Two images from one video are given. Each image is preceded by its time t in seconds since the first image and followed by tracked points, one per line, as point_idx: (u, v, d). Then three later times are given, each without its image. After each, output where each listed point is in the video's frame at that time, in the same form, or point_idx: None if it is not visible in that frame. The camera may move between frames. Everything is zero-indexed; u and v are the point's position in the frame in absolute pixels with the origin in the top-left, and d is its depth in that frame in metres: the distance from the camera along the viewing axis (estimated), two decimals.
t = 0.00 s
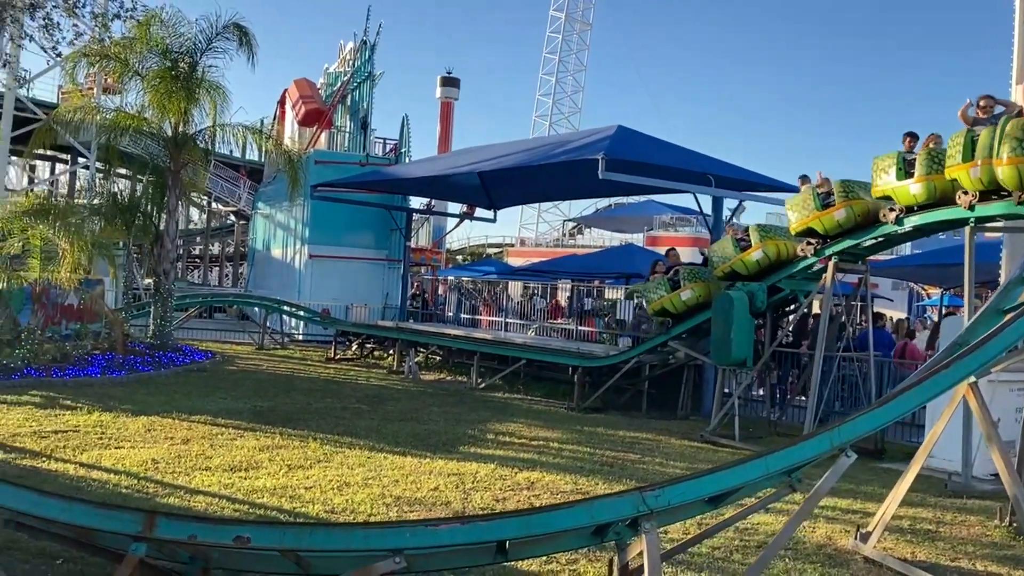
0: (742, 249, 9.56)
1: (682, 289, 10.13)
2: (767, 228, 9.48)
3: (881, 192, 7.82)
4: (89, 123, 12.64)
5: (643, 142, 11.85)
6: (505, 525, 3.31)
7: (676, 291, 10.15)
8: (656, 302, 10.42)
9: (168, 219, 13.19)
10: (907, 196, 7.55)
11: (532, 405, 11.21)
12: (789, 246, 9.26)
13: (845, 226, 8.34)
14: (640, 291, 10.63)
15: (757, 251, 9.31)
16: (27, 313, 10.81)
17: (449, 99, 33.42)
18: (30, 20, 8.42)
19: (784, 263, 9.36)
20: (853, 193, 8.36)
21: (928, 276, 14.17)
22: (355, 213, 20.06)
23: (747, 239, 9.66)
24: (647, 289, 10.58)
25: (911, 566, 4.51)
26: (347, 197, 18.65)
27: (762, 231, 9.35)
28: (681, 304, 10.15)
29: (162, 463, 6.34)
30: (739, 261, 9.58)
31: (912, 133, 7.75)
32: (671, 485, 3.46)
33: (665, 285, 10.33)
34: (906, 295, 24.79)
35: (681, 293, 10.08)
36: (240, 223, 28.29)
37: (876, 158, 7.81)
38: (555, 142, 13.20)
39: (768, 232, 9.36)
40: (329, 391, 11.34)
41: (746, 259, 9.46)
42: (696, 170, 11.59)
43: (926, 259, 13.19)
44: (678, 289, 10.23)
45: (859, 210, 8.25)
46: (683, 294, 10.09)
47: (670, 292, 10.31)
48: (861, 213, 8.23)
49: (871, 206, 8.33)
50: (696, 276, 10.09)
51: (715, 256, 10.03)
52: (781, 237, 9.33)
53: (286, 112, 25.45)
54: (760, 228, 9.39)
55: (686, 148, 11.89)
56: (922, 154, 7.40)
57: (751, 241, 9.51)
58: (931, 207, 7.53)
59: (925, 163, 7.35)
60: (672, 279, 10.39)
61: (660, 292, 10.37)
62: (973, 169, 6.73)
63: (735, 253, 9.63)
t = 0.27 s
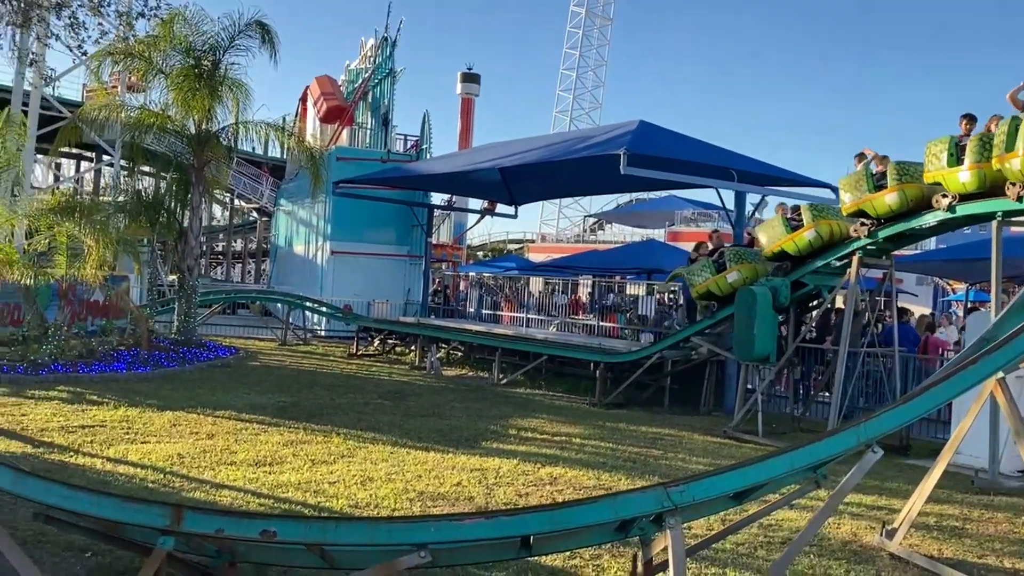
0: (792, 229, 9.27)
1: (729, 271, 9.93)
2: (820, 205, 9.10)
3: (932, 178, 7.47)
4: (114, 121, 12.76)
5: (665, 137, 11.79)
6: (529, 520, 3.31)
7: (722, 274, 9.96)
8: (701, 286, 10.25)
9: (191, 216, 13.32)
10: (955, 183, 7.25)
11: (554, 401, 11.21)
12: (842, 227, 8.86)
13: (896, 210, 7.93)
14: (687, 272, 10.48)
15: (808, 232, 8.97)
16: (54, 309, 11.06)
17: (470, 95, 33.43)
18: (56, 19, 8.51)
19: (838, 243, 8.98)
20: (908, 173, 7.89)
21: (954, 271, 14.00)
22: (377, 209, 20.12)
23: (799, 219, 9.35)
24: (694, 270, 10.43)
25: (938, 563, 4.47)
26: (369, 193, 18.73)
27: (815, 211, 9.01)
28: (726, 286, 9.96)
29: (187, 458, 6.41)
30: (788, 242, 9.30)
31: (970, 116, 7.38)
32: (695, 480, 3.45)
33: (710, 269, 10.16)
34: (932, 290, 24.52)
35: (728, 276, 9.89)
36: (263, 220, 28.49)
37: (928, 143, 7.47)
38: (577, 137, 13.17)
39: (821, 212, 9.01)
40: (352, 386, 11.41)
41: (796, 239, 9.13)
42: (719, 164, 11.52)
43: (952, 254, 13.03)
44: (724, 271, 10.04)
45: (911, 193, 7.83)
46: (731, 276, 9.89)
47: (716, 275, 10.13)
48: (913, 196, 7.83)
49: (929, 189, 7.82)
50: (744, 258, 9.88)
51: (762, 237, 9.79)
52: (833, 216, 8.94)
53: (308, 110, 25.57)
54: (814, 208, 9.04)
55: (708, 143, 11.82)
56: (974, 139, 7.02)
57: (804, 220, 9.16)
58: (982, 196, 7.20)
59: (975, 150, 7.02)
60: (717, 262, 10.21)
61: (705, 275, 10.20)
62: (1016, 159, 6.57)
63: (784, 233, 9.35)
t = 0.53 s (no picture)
0: (841, 209, 8.86)
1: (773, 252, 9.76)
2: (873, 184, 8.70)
3: (981, 165, 7.14)
4: (135, 118, 12.88)
5: (684, 131, 11.73)
6: (551, 515, 3.33)
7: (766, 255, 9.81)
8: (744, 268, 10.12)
9: (213, 213, 13.42)
10: (1002, 171, 6.93)
11: (573, 396, 11.22)
12: (894, 207, 8.45)
13: (947, 195, 7.61)
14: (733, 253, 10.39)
15: (859, 211, 8.56)
16: (77, 305, 11.19)
17: (488, 91, 33.44)
18: (79, 18, 8.59)
19: (890, 225, 8.55)
20: (962, 157, 7.57)
21: (978, 265, 13.85)
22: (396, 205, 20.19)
23: (849, 197, 8.91)
24: (741, 250, 10.31)
25: (961, 559, 4.45)
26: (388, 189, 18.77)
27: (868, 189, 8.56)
28: (771, 266, 9.77)
29: (210, 453, 6.49)
30: (837, 222, 8.91)
31: None
32: (718, 475, 3.45)
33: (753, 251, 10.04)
34: (954, 284, 24.29)
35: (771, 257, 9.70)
36: (283, 216, 28.67)
37: (980, 126, 7.15)
38: (596, 132, 13.13)
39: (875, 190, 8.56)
40: (372, 382, 11.47)
41: (845, 220, 8.74)
42: (738, 159, 11.45)
43: (976, 248, 12.90)
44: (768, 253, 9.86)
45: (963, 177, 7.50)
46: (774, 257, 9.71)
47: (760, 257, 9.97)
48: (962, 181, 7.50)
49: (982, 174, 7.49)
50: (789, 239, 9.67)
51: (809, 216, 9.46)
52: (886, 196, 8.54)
53: (327, 106, 25.68)
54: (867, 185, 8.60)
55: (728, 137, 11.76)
56: (1019, 126, 6.68)
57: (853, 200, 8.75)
58: None
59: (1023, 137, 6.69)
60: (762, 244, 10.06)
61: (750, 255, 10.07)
62: None
63: (833, 212, 8.96)
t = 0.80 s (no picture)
0: (890, 187, 8.33)
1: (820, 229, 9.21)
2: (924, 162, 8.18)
3: None
4: (156, 114, 13.00)
5: (702, 125, 11.68)
6: (569, 509, 3.33)
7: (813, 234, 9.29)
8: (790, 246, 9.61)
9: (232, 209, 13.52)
10: None
11: (591, 390, 11.22)
12: (945, 186, 7.97)
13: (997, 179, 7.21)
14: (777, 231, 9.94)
15: (908, 191, 8.11)
16: (99, 301, 11.44)
17: (506, 85, 33.43)
18: (99, 16, 8.68)
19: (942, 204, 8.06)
20: (1013, 141, 7.10)
21: (1001, 258, 13.70)
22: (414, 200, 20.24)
23: (900, 173, 8.34)
24: (785, 229, 9.85)
25: (983, 554, 4.41)
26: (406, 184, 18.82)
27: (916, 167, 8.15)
28: (817, 246, 9.32)
29: (231, 447, 6.55)
30: (886, 201, 8.40)
31: None
32: (736, 469, 3.44)
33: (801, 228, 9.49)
34: (977, 277, 24.05)
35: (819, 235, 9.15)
36: (302, 211, 28.82)
37: None
38: (613, 126, 13.10)
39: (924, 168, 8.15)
40: (391, 376, 11.52)
41: (893, 199, 8.27)
42: (756, 152, 11.38)
43: (999, 240, 12.75)
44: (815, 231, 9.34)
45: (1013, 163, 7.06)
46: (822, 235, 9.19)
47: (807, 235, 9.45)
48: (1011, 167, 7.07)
49: None
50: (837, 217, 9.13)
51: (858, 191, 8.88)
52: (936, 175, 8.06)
53: (345, 101, 25.78)
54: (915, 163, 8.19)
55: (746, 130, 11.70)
56: None
57: (903, 177, 8.26)
58: None
59: None
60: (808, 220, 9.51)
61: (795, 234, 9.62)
62: None
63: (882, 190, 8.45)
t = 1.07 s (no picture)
0: (941, 166, 7.84)
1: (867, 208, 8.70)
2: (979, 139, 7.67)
3: None
4: (177, 111, 13.08)
5: (722, 117, 11.59)
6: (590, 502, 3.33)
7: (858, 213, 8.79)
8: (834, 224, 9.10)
9: (253, 204, 13.62)
10: None
11: (611, 384, 11.19)
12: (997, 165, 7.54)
13: None
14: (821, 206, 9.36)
15: (957, 172, 7.66)
16: (122, 296, 11.67)
17: (525, 79, 33.36)
18: (120, 13, 8.73)
19: (995, 184, 7.63)
20: None
21: None
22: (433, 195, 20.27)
23: (953, 151, 7.87)
24: (832, 203, 9.25)
25: (1009, 548, 4.36)
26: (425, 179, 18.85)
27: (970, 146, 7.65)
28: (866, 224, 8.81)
29: (253, 441, 6.59)
30: (935, 181, 7.92)
31: None
32: (759, 463, 3.41)
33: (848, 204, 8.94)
34: (1001, 269, 23.75)
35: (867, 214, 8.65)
36: (322, 207, 28.94)
37: None
38: (633, 118, 13.03)
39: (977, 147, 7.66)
40: (411, 370, 11.55)
41: (941, 180, 7.82)
42: (777, 143, 11.28)
43: None
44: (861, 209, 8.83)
45: None
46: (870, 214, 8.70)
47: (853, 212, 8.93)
48: None
49: None
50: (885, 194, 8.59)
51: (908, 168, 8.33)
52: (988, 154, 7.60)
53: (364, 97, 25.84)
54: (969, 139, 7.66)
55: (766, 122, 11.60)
56: None
57: (954, 155, 7.81)
58: None
59: None
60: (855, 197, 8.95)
61: (842, 211, 9.05)
62: None
63: (934, 170, 7.91)
